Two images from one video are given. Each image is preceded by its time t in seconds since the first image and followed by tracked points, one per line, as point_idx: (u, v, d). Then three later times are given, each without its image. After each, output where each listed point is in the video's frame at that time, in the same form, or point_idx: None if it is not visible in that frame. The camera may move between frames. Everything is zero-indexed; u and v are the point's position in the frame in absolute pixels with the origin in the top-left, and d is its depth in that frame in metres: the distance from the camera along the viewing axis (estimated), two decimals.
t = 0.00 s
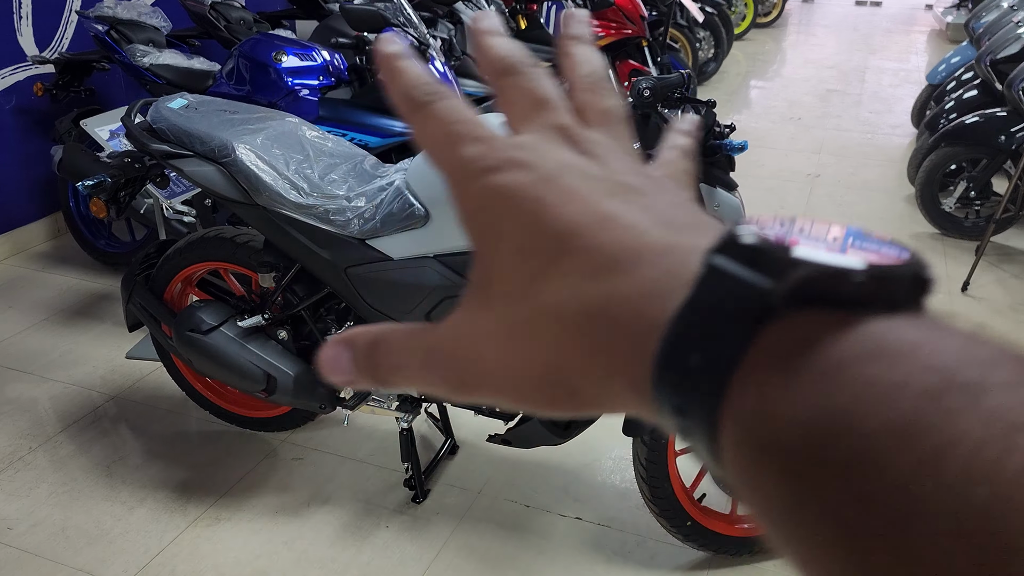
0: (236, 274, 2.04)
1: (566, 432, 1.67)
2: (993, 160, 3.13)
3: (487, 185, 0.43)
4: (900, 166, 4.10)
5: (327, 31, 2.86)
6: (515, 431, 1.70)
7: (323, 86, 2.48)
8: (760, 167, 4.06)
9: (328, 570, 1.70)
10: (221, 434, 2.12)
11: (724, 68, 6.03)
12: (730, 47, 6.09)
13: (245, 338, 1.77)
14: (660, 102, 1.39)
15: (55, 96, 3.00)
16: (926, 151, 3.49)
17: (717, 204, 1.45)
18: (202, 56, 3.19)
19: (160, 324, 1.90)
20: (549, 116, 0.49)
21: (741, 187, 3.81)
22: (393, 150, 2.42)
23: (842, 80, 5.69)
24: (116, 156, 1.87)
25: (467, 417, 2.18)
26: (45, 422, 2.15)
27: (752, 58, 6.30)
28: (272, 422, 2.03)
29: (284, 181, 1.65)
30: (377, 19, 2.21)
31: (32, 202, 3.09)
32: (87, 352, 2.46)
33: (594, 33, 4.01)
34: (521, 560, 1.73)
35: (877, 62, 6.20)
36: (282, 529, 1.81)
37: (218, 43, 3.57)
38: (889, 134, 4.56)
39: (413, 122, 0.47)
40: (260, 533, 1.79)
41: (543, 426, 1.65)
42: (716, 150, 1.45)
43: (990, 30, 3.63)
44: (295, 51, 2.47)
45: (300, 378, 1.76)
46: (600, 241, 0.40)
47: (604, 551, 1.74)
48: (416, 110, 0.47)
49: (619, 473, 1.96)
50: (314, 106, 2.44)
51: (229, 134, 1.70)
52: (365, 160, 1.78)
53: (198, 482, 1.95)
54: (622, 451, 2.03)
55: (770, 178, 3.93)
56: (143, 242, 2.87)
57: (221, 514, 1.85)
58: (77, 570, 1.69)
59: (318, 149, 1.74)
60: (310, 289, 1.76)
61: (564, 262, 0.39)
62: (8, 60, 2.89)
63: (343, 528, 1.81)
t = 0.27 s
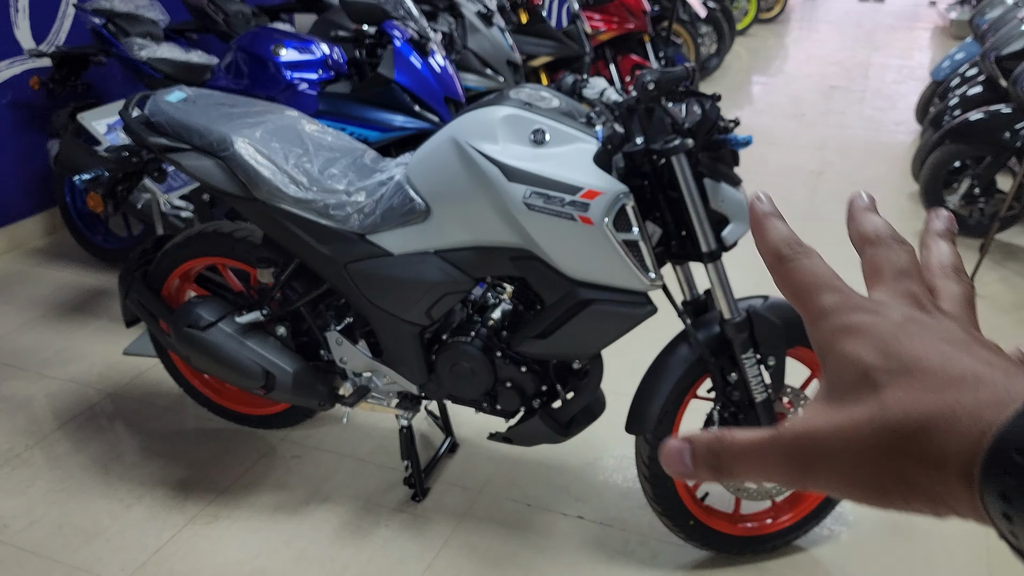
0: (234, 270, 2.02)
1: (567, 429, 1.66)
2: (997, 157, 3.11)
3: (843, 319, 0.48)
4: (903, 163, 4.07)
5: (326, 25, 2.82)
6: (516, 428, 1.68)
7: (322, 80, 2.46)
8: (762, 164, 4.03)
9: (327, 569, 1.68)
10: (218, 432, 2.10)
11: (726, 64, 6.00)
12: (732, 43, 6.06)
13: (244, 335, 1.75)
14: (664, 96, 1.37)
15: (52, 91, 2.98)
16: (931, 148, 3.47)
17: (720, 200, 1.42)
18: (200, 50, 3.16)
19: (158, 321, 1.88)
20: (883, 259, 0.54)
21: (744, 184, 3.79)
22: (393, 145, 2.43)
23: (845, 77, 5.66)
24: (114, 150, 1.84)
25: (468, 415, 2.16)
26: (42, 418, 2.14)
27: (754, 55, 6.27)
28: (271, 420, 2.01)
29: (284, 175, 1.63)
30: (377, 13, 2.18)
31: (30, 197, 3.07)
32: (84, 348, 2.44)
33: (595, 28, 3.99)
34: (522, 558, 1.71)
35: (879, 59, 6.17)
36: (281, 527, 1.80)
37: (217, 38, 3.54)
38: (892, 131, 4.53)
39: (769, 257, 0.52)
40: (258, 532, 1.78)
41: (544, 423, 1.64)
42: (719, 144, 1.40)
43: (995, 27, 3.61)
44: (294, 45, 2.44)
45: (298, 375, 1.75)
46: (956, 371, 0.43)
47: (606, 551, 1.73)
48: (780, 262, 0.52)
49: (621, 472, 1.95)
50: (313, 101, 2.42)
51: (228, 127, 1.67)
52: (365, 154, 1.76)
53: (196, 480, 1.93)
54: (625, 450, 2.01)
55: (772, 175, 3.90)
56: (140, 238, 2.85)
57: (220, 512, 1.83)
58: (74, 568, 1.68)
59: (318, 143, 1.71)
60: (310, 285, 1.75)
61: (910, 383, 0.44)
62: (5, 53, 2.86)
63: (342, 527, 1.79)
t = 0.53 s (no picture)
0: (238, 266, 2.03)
1: (569, 424, 1.68)
2: (995, 156, 3.13)
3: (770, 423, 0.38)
4: (901, 162, 4.09)
5: (329, 23, 2.84)
6: (516, 423, 1.69)
7: (325, 77, 2.47)
8: (761, 162, 4.05)
9: (329, 563, 1.69)
10: (221, 426, 2.11)
11: (725, 63, 6.02)
12: (731, 42, 6.08)
13: (247, 330, 1.77)
14: (665, 94, 1.38)
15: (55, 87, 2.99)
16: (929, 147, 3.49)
17: (720, 198, 1.45)
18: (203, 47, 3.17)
19: (162, 316, 1.89)
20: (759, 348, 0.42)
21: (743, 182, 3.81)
22: (396, 142, 2.45)
23: (844, 76, 5.68)
24: (118, 146, 1.84)
25: (468, 410, 2.18)
26: (45, 413, 2.15)
27: (753, 54, 6.30)
28: (274, 415, 2.03)
29: (287, 172, 1.64)
30: (381, 11, 2.19)
31: (32, 193, 3.08)
32: (87, 343, 2.46)
33: (596, 27, 4.01)
34: (522, 552, 1.73)
35: (878, 58, 6.19)
36: (283, 521, 1.81)
37: (219, 34, 3.55)
38: (890, 130, 4.55)
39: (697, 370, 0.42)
40: (261, 525, 1.79)
41: (545, 418, 1.66)
42: (719, 142, 1.42)
43: (993, 27, 3.63)
44: (297, 42, 2.46)
45: (302, 370, 1.77)
46: (892, 503, 0.34)
47: (605, 545, 1.75)
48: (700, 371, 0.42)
49: (620, 467, 1.96)
50: (316, 98, 2.43)
51: (231, 124, 1.69)
52: (367, 152, 1.77)
53: (199, 474, 1.95)
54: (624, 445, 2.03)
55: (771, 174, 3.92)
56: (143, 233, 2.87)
57: (223, 506, 1.85)
58: (78, 560, 1.69)
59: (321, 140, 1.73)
60: (313, 281, 1.76)
61: (829, 513, 0.34)
62: (9, 49, 2.87)
63: (344, 521, 1.81)
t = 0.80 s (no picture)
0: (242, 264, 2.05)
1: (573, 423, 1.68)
2: (994, 158, 3.14)
3: (343, 257, 0.30)
4: (900, 163, 4.11)
5: (333, 23, 2.86)
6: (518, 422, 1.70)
7: (329, 77, 2.49)
8: (762, 163, 4.07)
9: (330, 560, 1.70)
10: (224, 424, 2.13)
11: (726, 64, 6.04)
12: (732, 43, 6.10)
13: (251, 329, 1.78)
14: (667, 96, 1.39)
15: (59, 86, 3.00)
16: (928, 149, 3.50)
17: (721, 199, 1.47)
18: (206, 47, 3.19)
19: (166, 313, 1.92)
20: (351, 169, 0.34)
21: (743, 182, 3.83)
22: (399, 142, 2.46)
23: (843, 77, 5.70)
24: (123, 146, 1.87)
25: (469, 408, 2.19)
26: (49, 410, 2.16)
27: (754, 55, 6.32)
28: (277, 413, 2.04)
29: (291, 172, 1.65)
30: (385, 12, 2.20)
31: (36, 192, 3.10)
32: (90, 341, 2.47)
33: (597, 28, 4.02)
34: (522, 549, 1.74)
35: (877, 59, 6.21)
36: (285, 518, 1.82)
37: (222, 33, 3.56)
38: (890, 131, 4.57)
39: (249, 194, 0.33)
40: (263, 522, 1.80)
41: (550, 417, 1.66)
42: (721, 143, 1.44)
43: (992, 29, 3.64)
44: (300, 43, 2.48)
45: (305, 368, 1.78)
46: (475, 345, 0.29)
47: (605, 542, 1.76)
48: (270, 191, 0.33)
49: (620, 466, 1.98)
50: (319, 98, 2.43)
51: (236, 124, 1.70)
52: (370, 152, 1.79)
53: (201, 471, 1.96)
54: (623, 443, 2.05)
55: (771, 175, 3.94)
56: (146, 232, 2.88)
57: (225, 503, 1.86)
58: (82, 556, 1.70)
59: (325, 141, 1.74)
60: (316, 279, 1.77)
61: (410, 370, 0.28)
62: (13, 48, 2.88)
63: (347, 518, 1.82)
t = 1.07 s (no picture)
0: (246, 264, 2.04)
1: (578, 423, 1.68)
2: (997, 159, 3.14)
3: (268, 211, 0.30)
4: (903, 164, 4.11)
5: (337, 23, 2.86)
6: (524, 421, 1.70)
7: (332, 77, 2.48)
8: (764, 164, 4.07)
9: (333, 560, 1.71)
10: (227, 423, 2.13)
11: (728, 65, 6.03)
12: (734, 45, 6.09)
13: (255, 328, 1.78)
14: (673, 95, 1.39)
15: (63, 85, 3.01)
16: (930, 150, 3.50)
17: (726, 199, 1.47)
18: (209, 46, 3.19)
19: (169, 313, 1.92)
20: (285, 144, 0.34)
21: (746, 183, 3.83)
22: (402, 142, 2.46)
23: (845, 78, 5.70)
24: (128, 144, 1.88)
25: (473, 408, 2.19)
26: (52, 409, 2.16)
27: (756, 56, 6.31)
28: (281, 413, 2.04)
29: (296, 171, 1.65)
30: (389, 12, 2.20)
31: (40, 191, 3.10)
32: (93, 340, 2.47)
33: (600, 29, 4.03)
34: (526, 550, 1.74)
35: (879, 60, 6.21)
36: (289, 518, 1.82)
37: (226, 33, 3.56)
38: (892, 132, 4.57)
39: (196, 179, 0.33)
40: (266, 521, 1.80)
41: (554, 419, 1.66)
42: (727, 143, 1.45)
43: (995, 30, 3.64)
44: (304, 43, 2.48)
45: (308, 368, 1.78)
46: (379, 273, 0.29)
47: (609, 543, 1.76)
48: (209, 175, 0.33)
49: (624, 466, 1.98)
50: (323, 98, 2.45)
51: (241, 123, 1.70)
52: (375, 152, 1.79)
53: (205, 470, 1.96)
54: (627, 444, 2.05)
55: (774, 176, 3.94)
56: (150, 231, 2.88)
57: (229, 502, 1.86)
58: (86, 555, 1.71)
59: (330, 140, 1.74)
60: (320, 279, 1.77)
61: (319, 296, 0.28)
62: (17, 47, 2.88)
63: (350, 517, 1.82)
